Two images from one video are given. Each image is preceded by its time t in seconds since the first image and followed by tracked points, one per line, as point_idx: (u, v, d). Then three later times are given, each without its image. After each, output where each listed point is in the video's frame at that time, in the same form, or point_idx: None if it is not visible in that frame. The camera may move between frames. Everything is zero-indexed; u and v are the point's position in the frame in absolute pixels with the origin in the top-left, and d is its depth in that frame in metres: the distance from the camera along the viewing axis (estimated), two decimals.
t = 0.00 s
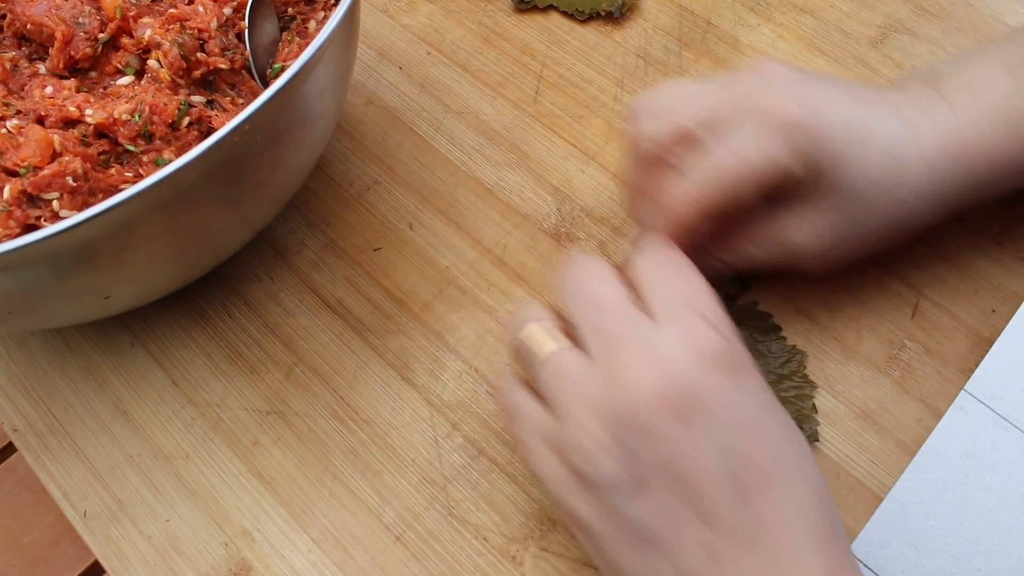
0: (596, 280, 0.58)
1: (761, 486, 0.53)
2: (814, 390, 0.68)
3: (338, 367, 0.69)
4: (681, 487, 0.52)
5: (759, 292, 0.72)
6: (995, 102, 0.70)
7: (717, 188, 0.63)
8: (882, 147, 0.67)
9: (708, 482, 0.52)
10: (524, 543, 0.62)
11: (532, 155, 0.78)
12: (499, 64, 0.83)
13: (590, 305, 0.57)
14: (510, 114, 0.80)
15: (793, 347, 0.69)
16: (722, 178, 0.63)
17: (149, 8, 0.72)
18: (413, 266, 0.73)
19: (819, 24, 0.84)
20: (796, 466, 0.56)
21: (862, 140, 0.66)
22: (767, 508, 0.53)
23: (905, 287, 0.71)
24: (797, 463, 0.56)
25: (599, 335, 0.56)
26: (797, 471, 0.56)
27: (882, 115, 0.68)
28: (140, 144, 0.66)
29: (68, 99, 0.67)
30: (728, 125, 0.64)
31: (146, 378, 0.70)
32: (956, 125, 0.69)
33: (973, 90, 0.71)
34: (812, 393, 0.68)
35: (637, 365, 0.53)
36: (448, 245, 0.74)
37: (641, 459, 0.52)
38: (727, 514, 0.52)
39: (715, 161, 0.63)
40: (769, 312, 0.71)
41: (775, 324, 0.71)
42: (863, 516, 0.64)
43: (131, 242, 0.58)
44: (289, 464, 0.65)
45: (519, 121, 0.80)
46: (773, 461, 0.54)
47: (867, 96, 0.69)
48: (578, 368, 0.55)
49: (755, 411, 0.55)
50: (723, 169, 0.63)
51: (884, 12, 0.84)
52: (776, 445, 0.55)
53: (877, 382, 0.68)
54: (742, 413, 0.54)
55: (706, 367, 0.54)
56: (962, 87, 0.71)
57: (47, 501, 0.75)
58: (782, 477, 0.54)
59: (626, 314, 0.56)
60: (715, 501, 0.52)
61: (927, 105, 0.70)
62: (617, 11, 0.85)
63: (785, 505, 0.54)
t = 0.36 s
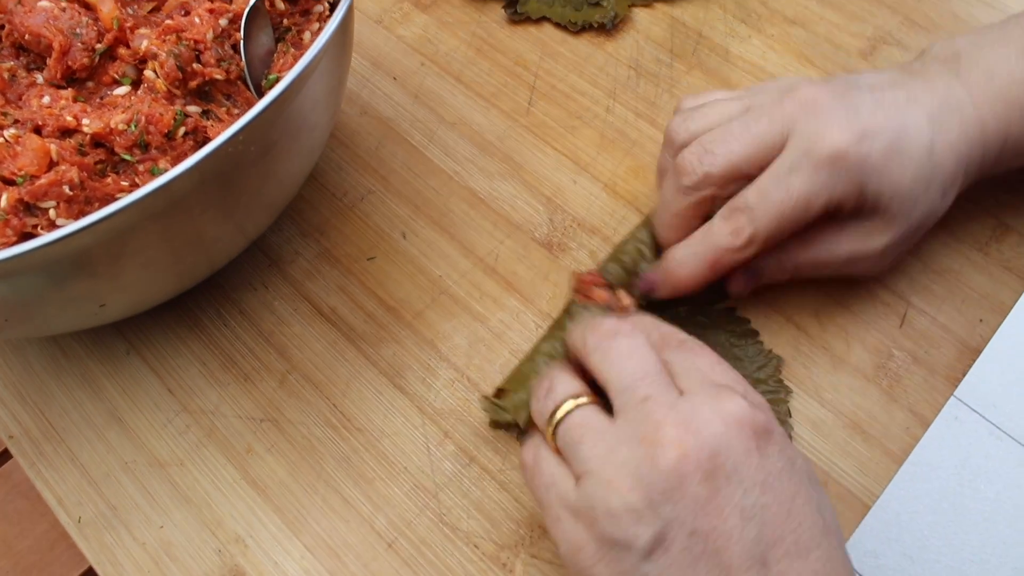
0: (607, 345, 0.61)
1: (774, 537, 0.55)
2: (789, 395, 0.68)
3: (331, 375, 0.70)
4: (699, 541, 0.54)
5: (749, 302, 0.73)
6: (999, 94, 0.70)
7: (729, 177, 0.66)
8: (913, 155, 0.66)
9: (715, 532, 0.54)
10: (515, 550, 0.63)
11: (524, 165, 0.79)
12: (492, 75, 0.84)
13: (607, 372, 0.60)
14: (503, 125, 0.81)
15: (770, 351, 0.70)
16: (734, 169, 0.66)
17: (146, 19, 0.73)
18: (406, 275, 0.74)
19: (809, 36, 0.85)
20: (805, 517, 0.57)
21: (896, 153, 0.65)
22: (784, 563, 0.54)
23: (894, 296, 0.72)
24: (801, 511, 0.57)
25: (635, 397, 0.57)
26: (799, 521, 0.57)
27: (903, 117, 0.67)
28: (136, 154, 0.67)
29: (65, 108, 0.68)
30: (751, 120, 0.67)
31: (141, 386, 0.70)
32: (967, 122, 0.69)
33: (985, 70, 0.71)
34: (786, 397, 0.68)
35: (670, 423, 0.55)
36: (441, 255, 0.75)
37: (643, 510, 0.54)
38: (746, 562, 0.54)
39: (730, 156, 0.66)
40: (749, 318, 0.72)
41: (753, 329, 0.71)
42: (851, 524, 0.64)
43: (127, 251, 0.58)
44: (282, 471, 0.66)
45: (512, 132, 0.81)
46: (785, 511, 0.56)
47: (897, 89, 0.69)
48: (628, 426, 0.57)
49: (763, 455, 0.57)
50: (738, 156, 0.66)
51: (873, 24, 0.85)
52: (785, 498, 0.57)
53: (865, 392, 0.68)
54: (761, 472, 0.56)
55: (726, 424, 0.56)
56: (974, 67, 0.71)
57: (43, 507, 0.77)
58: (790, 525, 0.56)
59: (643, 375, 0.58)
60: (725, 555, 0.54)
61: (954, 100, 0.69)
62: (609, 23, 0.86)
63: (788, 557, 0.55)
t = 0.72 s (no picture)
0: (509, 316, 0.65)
1: (582, 488, 0.55)
2: (795, 396, 0.68)
3: (340, 375, 0.70)
4: (501, 483, 0.56)
5: (756, 303, 0.73)
6: (893, 72, 0.74)
7: (606, 130, 0.71)
8: (780, 96, 0.71)
9: (538, 477, 0.55)
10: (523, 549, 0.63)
11: (531, 167, 0.79)
12: (499, 77, 0.85)
13: (434, 322, 0.66)
14: (510, 127, 0.82)
15: (776, 353, 0.69)
16: (605, 120, 0.71)
17: (156, 21, 0.74)
18: (414, 276, 0.74)
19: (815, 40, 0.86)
20: (640, 502, 0.56)
21: (762, 105, 0.71)
22: (535, 489, 0.55)
23: (900, 299, 0.73)
24: (636, 496, 0.56)
25: (477, 345, 0.62)
26: (631, 501, 0.56)
27: (779, 72, 0.73)
28: (146, 154, 0.67)
29: (76, 108, 0.68)
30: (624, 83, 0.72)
31: (150, 385, 0.71)
32: (878, 64, 0.74)
33: (869, 48, 0.75)
34: (793, 399, 0.67)
35: (498, 377, 0.60)
36: (448, 256, 0.75)
37: (447, 475, 0.59)
38: (543, 515, 0.54)
39: (603, 111, 0.71)
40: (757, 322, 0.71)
41: (759, 330, 0.70)
42: (858, 524, 0.64)
43: (138, 249, 0.59)
44: (291, 471, 0.66)
45: (519, 134, 0.81)
46: (595, 486, 0.55)
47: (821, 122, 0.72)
48: (449, 378, 0.61)
49: (623, 440, 0.59)
50: (608, 112, 0.71)
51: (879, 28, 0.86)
52: (591, 461, 0.56)
53: (872, 393, 0.68)
54: (570, 421, 0.58)
55: (559, 386, 0.60)
56: (860, 37, 0.76)
57: (51, 506, 0.78)
58: (539, 474, 0.56)
59: (527, 327, 0.64)
60: (486, 479, 0.57)
61: (845, 106, 0.72)
62: (616, 27, 0.87)
63: (562, 499, 0.55)
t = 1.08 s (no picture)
0: (509, 343, 0.61)
1: (577, 533, 0.52)
2: (800, 392, 0.67)
3: (347, 372, 0.70)
4: (498, 524, 0.53)
5: (762, 300, 0.73)
6: (887, 72, 0.74)
7: (630, 126, 0.71)
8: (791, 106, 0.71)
9: (530, 514, 0.52)
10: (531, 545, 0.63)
11: (538, 164, 0.79)
12: (505, 75, 0.85)
13: (429, 353, 0.62)
14: (516, 124, 0.81)
15: (781, 349, 0.69)
16: (630, 116, 0.71)
17: (162, 18, 0.74)
18: (421, 273, 0.74)
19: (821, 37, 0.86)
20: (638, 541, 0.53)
21: (776, 106, 0.70)
22: (530, 532, 0.52)
23: (906, 295, 0.73)
24: (635, 538, 0.53)
25: (472, 384, 0.58)
26: (626, 542, 0.52)
27: (787, 70, 0.73)
28: (153, 151, 0.67)
29: (82, 106, 0.68)
30: (642, 80, 0.72)
31: (156, 382, 0.71)
32: (876, 66, 0.74)
33: (867, 50, 0.75)
34: (797, 394, 0.67)
35: (494, 415, 0.56)
36: (455, 253, 0.75)
37: (447, 514, 0.56)
38: (538, 561, 0.51)
39: (629, 107, 0.71)
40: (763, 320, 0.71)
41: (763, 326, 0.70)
42: (866, 521, 0.64)
43: (146, 246, 0.59)
44: (298, 468, 0.66)
45: (525, 131, 0.81)
46: (590, 530, 0.52)
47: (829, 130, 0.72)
48: (448, 419, 0.57)
49: (622, 480, 0.55)
50: (634, 109, 0.71)
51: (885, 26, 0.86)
52: (587, 501, 0.53)
53: (878, 390, 0.68)
54: (565, 461, 0.54)
55: (560, 420, 0.56)
56: (859, 39, 0.76)
57: (57, 503, 0.78)
58: (534, 516, 0.52)
59: (524, 357, 0.60)
60: (483, 518, 0.54)
61: (848, 107, 0.73)
62: (622, 24, 0.86)
63: (555, 542, 0.51)
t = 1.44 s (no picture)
0: (467, 356, 0.61)
1: (535, 544, 0.51)
2: (794, 396, 0.67)
3: (348, 373, 0.70)
4: (464, 542, 0.53)
5: (763, 300, 0.73)
6: (917, 81, 0.74)
7: (658, 115, 0.71)
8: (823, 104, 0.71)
9: (488, 530, 0.52)
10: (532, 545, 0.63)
11: (538, 165, 0.79)
12: (506, 75, 0.85)
13: (397, 376, 0.62)
14: (516, 125, 0.82)
15: (776, 351, 0.69)
16: (657, 105, 0.71)
17: (162, 19, 0.74)
18: (421, 273, 0.74)
19: (820, 38, 0.86)
20: (597, 548, 0.51)
21: (814, 97, 0.70)
22: (491, 548, 0.51)
23: (906, 295, 0.73)
24: (595, 544, 0.51)
25: (430, 405, 0.58)
26: (585, 549, 0.51)
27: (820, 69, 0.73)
28: (154, 152, 0.67)
29: (83, 107, 0.68)
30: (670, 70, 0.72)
31: (157, 383, 0.71)
32: (898, 78, 0.74)
33: (903, 60, 0.75)
34: (791, 398, 0.67)
35: (448, 434, 0.55)
36: (455, 253, 0.75)
37: (424, 534, 0.56)
38: None
39: (660, 99, 0.71)
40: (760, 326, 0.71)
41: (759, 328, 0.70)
42: (867, 521, 0.64)
43: (147, 249, 0.59)
44: (299, 469, 0.66)
45: (525, 131, 0.81)
46: (548, 538, 0.51)
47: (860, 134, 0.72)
48: (411, 443, 0.57)
49: (580, 486, 0.53)
50: (666, 101, 0.70)
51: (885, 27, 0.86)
52: (541, 512, 0.52)
53: (879, 390, 0.69)
54: (517, 471, 0.53)
55: (512, 427, 0.55)
56: (893, 51, 0.76)
57: (58, 504, 0.78)
58: (492, 532, 0.52)
59: (479, 367, 0.59)
60: (451, 536, 0.54)
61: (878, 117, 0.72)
62: (622, 25, 0.87)
63: (517, 557, 0.50)
